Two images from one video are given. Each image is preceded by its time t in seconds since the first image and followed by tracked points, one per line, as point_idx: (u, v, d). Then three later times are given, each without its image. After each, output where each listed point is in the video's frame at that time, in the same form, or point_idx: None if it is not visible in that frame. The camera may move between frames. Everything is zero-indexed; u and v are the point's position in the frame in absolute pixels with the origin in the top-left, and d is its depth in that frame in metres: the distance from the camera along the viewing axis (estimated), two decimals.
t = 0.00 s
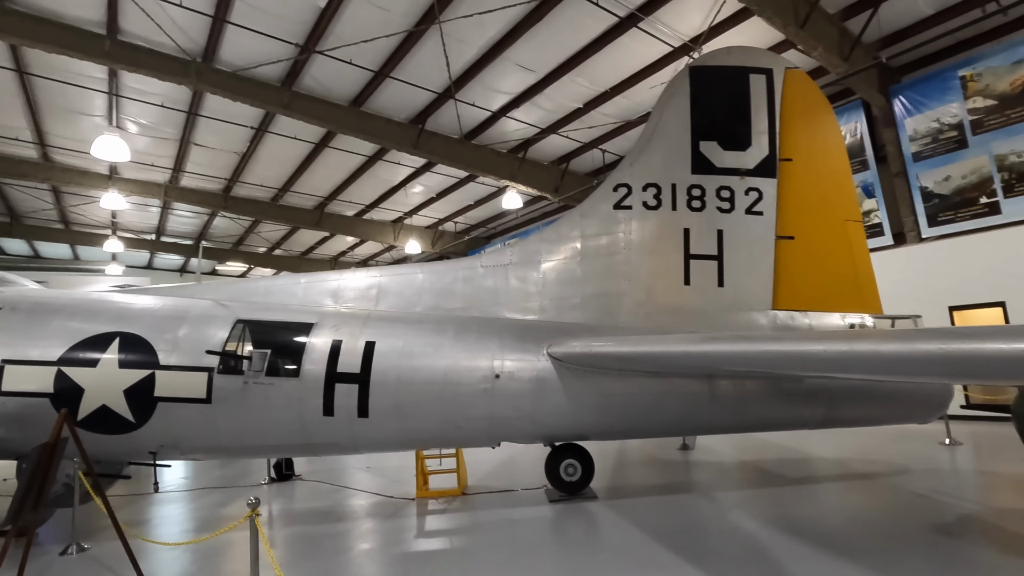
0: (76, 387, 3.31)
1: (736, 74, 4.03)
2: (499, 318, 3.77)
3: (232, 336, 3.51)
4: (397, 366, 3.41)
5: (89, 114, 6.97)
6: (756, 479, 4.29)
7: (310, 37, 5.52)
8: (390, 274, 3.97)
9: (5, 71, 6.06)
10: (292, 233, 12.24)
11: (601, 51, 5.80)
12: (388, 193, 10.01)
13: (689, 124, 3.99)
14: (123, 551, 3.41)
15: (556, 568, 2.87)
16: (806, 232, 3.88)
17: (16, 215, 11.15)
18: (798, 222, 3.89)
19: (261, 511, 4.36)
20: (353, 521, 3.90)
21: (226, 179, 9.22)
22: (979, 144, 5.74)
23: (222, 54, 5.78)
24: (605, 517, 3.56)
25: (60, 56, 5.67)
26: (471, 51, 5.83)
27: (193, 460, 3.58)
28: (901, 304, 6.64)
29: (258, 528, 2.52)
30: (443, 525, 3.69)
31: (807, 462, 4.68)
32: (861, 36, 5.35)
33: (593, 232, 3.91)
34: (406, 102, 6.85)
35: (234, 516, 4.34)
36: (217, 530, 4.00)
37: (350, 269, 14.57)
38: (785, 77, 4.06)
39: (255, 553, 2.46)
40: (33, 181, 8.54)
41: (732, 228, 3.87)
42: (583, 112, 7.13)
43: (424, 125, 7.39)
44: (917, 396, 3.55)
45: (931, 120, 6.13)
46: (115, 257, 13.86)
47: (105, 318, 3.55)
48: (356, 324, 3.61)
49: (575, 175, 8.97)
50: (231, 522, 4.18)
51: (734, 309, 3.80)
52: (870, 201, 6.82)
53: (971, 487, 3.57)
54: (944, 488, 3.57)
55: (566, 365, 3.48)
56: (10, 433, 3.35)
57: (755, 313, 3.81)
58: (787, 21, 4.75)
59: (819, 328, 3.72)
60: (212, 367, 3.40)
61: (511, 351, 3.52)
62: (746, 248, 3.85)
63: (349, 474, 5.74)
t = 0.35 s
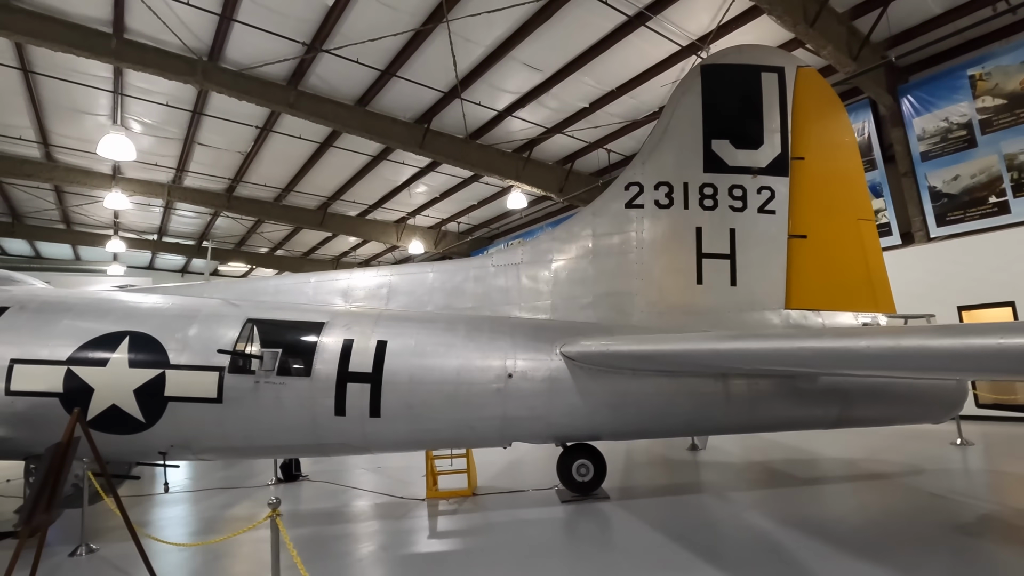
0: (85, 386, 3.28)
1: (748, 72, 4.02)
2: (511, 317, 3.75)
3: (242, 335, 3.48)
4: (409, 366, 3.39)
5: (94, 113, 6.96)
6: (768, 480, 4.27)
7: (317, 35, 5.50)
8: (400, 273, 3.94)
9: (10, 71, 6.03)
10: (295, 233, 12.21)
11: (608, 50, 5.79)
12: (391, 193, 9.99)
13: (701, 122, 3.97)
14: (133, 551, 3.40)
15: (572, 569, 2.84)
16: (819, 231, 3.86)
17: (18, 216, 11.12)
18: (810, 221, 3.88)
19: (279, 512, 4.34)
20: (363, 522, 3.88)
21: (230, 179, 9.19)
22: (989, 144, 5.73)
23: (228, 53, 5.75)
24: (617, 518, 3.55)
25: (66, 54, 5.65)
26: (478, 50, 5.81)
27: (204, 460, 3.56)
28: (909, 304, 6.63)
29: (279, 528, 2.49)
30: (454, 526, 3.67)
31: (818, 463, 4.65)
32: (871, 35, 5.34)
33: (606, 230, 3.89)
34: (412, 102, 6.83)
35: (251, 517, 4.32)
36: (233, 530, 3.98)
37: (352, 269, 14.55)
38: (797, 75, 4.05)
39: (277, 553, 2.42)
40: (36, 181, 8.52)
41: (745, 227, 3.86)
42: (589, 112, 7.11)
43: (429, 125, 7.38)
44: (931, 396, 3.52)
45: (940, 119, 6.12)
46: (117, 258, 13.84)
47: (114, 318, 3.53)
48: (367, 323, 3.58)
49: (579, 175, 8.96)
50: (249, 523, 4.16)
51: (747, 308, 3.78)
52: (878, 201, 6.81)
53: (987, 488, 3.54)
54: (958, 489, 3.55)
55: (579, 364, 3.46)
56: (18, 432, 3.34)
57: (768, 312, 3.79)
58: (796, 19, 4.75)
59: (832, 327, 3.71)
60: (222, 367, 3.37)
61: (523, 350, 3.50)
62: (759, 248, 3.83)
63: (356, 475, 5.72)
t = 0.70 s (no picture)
0: (103, 385, 3.28)
1: (762, 70, 4.02)
2: (527, 316, 3.75)
3: (259, 334, 3.47)
4: (427, 364, 3.39)
5: (101, 113, 6.95)
6: (782, 478, 4.27)
7: (327, 34, 5.49)
8: (415, 272, 3.94)
9: (19, 70, 6.02)
10: (299, 233, 12.20)
11: (618, 49, 5.78)
12: (397, 192, 9.98)
13: (715, 120, 3.96)
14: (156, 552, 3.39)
15: (594, 567, 2.84)
16: (834, 229, 3.86)
17: (22, 216, 11.10)
18: (825, 218, 3.88)
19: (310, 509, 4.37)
20: (380, 521, 3.88)
21: (235, 178, 9.18)
22: (1000, 142, 5.73)
23: (237, 52, 5.74)
24: (634, 517, 3.55)
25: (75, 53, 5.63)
26: (488, 48, 5.82)
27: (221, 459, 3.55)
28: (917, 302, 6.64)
29: (310, 525, 2.47)
30: (471, 524, 3.67)
31: (831, 461, 4.65)
32: (881, 34, 5.35)
33: (621, 228, 3.88)
34: (420, 101, 6.83)
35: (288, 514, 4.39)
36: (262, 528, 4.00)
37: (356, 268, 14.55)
38: (811, 73, 4.05)
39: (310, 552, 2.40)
40: (42, 181, 8.50)
41: (760, 225, 3.85)
42: (597, 111, 7.11)
43: (437, 124, 7.37)
44: (949, 394, 3.52)
45: (950, 117, 6.11)
46: (120, 258, 13.81)
47: (130, 317, 3.53)
48: (383, 322, 3.58)
49: (585, 174, 8.96)
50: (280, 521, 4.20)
51: (763, 307, 3.78)
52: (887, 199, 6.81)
53: (1004, 486, 3.54)
54: (975, 488, 3.55)
55: (596, 362, 3.47)
56: (35, 432, 3.33)
57: (783, 311, 3.79)
58: (808, 18, 4.77)
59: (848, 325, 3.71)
60: (240, 366, 3.37)
61: (540, 348, 3.49)
62: (774, 246, 3.83)
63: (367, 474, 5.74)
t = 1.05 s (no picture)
0: (123, 382, 3.29)
1: (780, 69, 3.99)
2: (544, 314, 3.74)
3: (276, 331, 3.47)
4: (445, 362, 3.38)
5: (113, 110, 6.96)
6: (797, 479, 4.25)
7: (340, 32, 5.49)
8: (431, 270, 3.92)
9: (32, 68, 6.04)
10: (307, 231, 12.22)
11: (631, 47, 5.76)
12: (405, 190, 9.97)
13: (733, 119, 3.95)
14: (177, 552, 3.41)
15: (614, 567, 2.84)
16: (853, 228, 3.83)
17: (31, 213, 11.13)
18: (844, 217, 3.85)
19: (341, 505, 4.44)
20: (395, 520, 3.87)
21: (244, 176, 9.19)
22: (1016, 141, 5.68)
23: (250, 50, 5.74)
24: (652, 516, 3.54)
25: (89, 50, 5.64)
26: (501, 47, 5.81)
27: (238, 456, 3.55)
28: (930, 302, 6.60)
29: (342, 522, 2.46)
30: (487, 523, 3.66)
31: (846, 462, 4.63)
32: (897, 33, 5.33)
33: (638, 227, 3.87)
34: (431, 99, 6.82)
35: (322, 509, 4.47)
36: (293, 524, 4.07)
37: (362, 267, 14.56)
38: (829, 71, 4.02)
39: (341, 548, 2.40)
40: (53, 178, 8.51)
41: (778, 224, 3.84)
42: (608, 110, 7.09)
43: (448, 122, 7.36)
44: (970, 394, 3.50)
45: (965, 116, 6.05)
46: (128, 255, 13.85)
47: (148, 314, 3.53)
48: (401, 320, 3.57)
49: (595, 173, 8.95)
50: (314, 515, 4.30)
51: (781, 306, 3.75)
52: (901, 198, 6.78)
53: None
54: (995, 489, 3.53)
55: (614, 361, 3.46)
56: (54, 428, 3.34)
57: (802, 310, 3.77)
58: (825, 16, 4.77)
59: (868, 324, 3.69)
60: (259, 363, 3.37)
61: (558, 346, 3.48)
62: (792, 245, 3.82)
63: (378, 472, 5.74)
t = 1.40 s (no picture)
0: (138, 377, 3.27)
1: (800, 64, 3.95)
2: (561, 311, 3.71)
3: (293, 326, 3.44)
4: (463, 358, 3.35)
5: (122, 106, 6.94)
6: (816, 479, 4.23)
7: (352, 27, 5.46)
8: (447, 265, 3.89)
9: (42, 63, 6.01)
10: (313, 229, 12.20)
11: (644, 43, 5.72)
12: (412, 188, 9.94)
13: (752, 115, 3.91)
14: (195, 550, 3.40)
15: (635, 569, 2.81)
16: (874, 225, 3.79)
17: (37, 210, 11.12)
18: (864, 214, 3.81)
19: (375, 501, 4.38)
20: (413, 516, 3.87)
21: (252, 173, 9.17)
22: None
23: (261, 45, 5.71)
24: (670, 516, 3.51)
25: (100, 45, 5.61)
26: (513, 42, 5.77)
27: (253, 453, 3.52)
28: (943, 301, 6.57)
29: (372, 518, 2.43)
30: (503, 521, 3.64)
31: (863, 462, 4.59)
32: (913, 30, 5.31)
33: (657, 223, 3.84)
34: (441, 95, 6.79)
35: (349, 506, 4.44)
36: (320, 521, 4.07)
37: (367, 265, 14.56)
38: (849, 67, 3.99)
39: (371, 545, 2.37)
40: (60, 174, 8.50)
41: (797, 221, 3.80)
42: (618, 107, 7.05)
43: (457, 119, 7.33)
44: (993, 393, 3.45)
45: (981, 114, 6.01)
46: (133, 252, 13.84)
47: (163, 309, 3.50)
48: (417, 316, 3.54)
49: (603, 171, 8.92)
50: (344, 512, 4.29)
51: (800, 303, 3.72)
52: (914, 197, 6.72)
53: None
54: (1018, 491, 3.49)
55: (633, 358, 3.42)
56: (68, 424, 3.32)
57: (821, 307, 3.73)
58: (843, 12, 4.78)
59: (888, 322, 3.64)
60: (275, 358, 3.34)
61: (576, 343, 3.46)
62: (812, 242, 3.78)
63: (389, 470, 5.71)
